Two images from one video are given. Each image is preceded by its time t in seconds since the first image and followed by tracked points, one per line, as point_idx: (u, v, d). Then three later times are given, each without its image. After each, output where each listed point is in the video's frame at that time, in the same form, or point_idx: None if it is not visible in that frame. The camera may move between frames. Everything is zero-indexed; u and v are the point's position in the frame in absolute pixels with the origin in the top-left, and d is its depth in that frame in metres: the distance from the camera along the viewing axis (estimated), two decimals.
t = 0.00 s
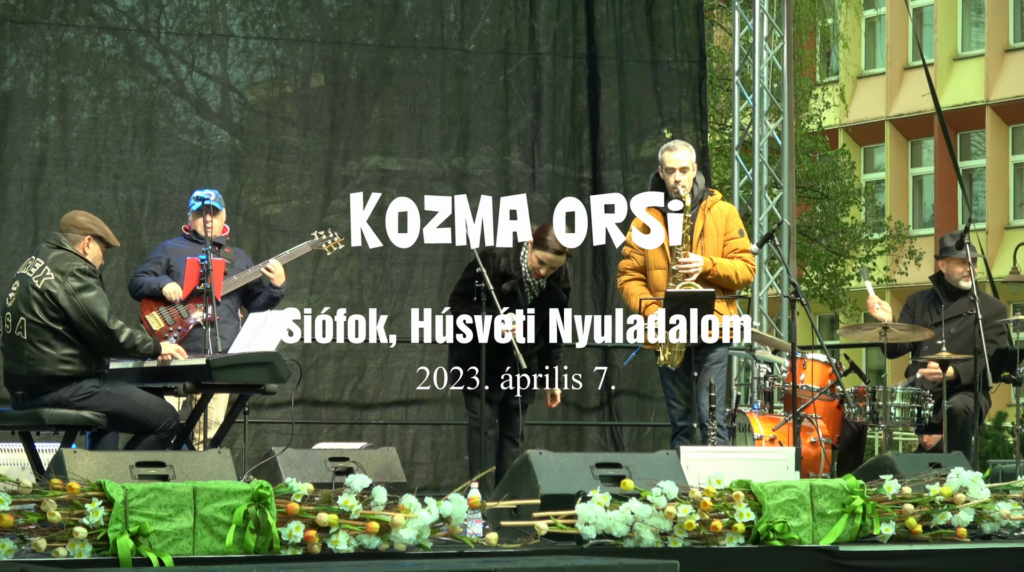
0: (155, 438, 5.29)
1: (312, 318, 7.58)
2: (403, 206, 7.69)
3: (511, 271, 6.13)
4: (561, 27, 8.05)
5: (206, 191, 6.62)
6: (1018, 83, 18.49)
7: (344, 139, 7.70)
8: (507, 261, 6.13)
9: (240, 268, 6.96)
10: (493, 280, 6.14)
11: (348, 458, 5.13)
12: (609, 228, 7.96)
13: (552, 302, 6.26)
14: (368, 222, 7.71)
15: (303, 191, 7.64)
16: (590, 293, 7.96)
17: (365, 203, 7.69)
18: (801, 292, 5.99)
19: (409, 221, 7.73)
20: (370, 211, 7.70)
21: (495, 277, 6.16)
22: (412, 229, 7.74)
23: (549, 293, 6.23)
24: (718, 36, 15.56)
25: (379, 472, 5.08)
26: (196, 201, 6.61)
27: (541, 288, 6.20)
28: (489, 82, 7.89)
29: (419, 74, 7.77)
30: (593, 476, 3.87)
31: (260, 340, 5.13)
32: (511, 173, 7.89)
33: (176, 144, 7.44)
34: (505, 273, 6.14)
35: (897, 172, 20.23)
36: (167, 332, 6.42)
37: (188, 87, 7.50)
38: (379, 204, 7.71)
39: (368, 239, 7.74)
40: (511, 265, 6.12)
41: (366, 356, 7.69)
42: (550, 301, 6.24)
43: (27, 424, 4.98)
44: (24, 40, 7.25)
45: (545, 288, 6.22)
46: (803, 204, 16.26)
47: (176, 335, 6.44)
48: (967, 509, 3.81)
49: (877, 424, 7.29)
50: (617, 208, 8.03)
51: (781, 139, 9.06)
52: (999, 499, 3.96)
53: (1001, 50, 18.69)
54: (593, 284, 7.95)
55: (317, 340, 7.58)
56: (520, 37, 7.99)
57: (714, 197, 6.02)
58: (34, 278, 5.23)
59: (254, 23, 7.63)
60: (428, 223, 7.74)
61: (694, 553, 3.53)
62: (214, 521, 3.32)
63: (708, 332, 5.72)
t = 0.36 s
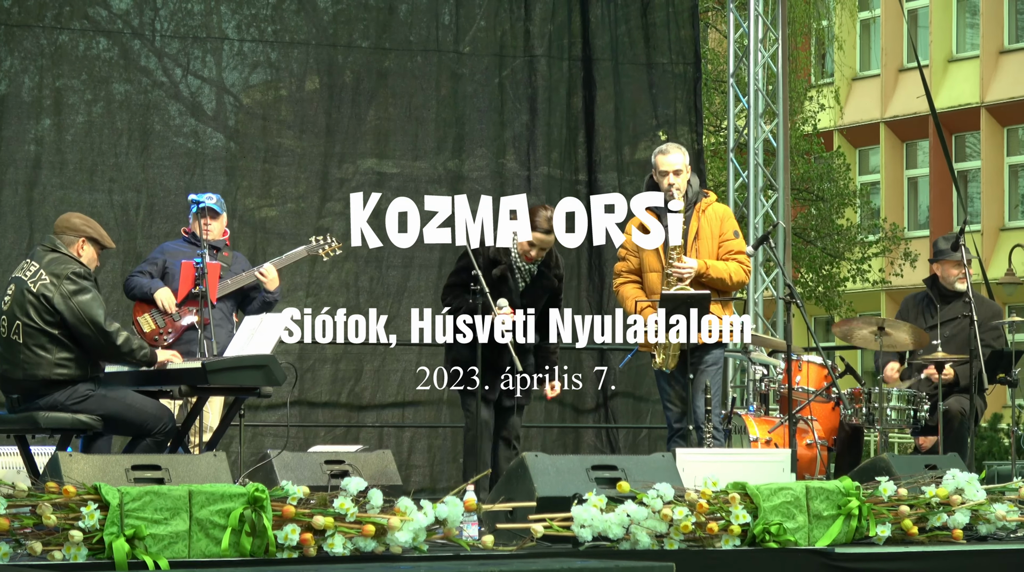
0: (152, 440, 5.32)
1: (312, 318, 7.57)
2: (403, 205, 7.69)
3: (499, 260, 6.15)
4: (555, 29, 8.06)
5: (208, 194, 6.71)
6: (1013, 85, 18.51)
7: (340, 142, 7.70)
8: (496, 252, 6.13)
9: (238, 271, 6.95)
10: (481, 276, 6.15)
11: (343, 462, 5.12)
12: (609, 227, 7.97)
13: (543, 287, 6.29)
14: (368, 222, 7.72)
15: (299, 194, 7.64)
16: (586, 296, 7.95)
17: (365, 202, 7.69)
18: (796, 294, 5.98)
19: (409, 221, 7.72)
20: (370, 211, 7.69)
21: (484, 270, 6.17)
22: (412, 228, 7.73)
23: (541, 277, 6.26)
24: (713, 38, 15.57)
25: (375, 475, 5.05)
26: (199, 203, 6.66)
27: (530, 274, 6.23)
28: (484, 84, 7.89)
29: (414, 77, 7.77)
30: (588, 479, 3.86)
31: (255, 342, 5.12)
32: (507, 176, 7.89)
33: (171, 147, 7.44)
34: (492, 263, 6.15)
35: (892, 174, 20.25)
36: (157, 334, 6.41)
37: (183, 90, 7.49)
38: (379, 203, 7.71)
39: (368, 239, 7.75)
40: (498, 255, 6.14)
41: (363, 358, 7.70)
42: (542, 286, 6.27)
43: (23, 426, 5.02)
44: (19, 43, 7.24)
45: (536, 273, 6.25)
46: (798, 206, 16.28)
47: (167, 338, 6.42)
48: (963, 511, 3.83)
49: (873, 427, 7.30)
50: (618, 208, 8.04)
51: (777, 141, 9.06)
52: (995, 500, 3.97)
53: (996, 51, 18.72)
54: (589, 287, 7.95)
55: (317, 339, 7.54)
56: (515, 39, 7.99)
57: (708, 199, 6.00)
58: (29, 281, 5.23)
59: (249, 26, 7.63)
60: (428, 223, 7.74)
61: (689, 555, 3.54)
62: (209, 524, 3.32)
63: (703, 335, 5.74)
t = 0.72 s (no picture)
0: (148, 441, 5.36)
1: (312, 318, 7.61)
2: (403, 206, 7.70)
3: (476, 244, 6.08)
4: (551, 31, 8.06)
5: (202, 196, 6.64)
6: (1008, 87, 18.53)
7: (336, 144, 7.70)
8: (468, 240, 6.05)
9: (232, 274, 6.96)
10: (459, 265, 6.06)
11: (339, 464, 5.11)
12: (610, 227, 8.00)
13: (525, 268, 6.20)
14: (368, 222, 7.72)
15: (295, 197, 7.63)
16: (583, 298, 7.97)
17: (365, 202, 7.70)
18: (792, 296, 5.98)
19: (409, 221, 7.75)
20: (370, 211, 7.70)
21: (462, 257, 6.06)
22: (412, 229, 7.78)
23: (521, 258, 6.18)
24: (709, 40, 15.58)
25: (371, 478, 5.08)
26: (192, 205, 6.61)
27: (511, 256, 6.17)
28: (480, 86, 7.89)
29: (409, 79, 7.78)
30: (585, 481, 3.87)
31: (252, 344, 5.12)
32: (502, 178, 7.90)
33: (167, 150, 7.44)
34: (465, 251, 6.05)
35: (887, 175, 20.28)
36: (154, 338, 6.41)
37: (178, 92, 7.48)
38: (379, 204, 7.72)
39: (368, 239, 7.76)
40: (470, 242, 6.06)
41: (360, 362, 7.72)
42: (523, 263, 6.18)
43: (18, 430, 5.02)
44: (14, 46, 7.22)
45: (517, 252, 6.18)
46: (794, 208, 16.29)
47: (163, 342, 6.43)
48: (959, 513, 3.83)
49: (869, 428, 7.30)
50: (618, 207, 8.07)
51: (771, 143, 9.07)
52: (991, 502, 3.96)
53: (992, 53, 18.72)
54: (585, 289, 7.96)
55: (317, 339, 7.63)
56: (510, 41, 7.98)
57: (704, 201, 6.00)
58: (23, 284, 5.21)
59: (244, 28, 7.61)
60: (428, 224, 7.78)
61: (686, 557, 3.54)
62: (205, 527, 3.31)
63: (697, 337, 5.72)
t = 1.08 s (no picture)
0: (146, 447, 5.39)
1: (312, 318, 7.64)
2: (403, 205, 7.65)
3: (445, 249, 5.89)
4: (548, 34, 8.05)
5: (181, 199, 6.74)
6: (1005, 88, 18.55)
7: (334, 147, 7.70)
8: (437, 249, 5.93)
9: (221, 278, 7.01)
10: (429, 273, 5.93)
11: (338, 468, 5.12)
12: (609, 228, 8.01)
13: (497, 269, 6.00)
14: (368, 222, 7.72)
15: (293, 200, 7.63)
16: (581, 301, 7.98)
17: (365, 202, 7.69)
18: (790, 297, 5.98)
19: (409, 221, 7.69)
20: (370, 211, 7.69)
21: (431, 265, 5.95)
22: (412, 229, 7.70)
23: (491, 261, 5.97)
24: (706, 42, 15.59)
25: (370, 482, 5.10)
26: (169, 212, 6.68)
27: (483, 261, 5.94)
28: (477, 90, 7.90)
29: (407, 82, 7.79)
30: (583, 484, 3.87)
31: (251, 348, 5.11)
32: (500, 181, 7.90)
33: (164, 154, 7.44)
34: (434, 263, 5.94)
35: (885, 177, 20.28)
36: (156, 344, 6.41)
37: (176, 97, 7.49)
38: (379, 205, 7.70)
39: (368, 239, 7.77)
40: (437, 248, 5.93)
41: (359, 365, 7.70)
42: (491, 267, 5.96)
43: (15, 435, 5.00)
44: (11, 51, 7.23)
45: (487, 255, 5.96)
46: (791, 210, 16.31)
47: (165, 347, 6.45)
48: (958, 514, 3.84)
49: (868, 430, 7.30)
50: (618, 207, 8.04)
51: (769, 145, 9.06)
52: (990, 503, 3.98)
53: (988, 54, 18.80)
54: (583, 292, 7.97)
55: (317, 340, 7.66)
56: (508, 44, 7.98)
57: (703, 204, 6.00)
58: (23, 290, 5.19)
59: (241, 32, 7.61)
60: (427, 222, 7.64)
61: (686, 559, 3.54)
62: (205, 531, 3.31)
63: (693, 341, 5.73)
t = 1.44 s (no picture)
0: (146, 454, 5.37)
1: (312, 318, 7.67)
2: (403, 205, 7.65)
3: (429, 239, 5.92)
4: (547, 37, 8.05)
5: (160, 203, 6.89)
6: (1004, 90, 18.57)
7: (333, 152, 7.71)
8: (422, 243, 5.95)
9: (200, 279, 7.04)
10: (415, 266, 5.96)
11: (338, 472, 5.14)
12: (609, 227, 8.03)
13: (485, 262, 5.98)
14: (368, 222, 7.70)
15: (293, 205, 7.63)
16: (581, 303, 7.99)
17: (365, 202, 7.69)
18: (790, 300, 5.98)
19: (409, 221, 7.65)
20: (370, 211, 7.68)
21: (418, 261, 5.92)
22: (412, 229, 7.64)
23: (479, 255, 5.96)
24: (704, 45, 15.60)
25: (370, 486, 5.09)
26: (151, 215, 6.77)
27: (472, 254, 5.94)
28: (476, 93, 7.91)
29: (406, 86, 7.80)
30: (583, 487, 3.86)
31: (250, 352, 5.11)
32: (499, 184, 7.91)
33: (163, 158, 7.45)
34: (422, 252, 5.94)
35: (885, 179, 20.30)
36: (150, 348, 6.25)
37: (175, 101, 7.49)
38: (379, 204, 7.70)
39: (368, 239, 7.76)
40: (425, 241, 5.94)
41: (360, 369, 7.70)
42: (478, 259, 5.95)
43: (17, 439, 5.06)
44: (10, 56, 7.23)
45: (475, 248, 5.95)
46: (791, 213, 16.32)
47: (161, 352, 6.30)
48: (958, 516, 3.84)
49: (868, 432, 7.31)
50: (618, 208, 8.06)
51: (768, 147, 9.05)
52: (990, 505, 3.97)
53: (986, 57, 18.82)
54: (583, 295, 7.98)
55: (317, 340, 7.66)
56: (506, 48, 7.99)
57: (702, 206, 6.01)
58: (24, 294, 5.19)
59: (240, 36, 7.61)
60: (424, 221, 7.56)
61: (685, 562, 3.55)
62: (205, 536, 3.31)
63: (693, 343, 5.74)
